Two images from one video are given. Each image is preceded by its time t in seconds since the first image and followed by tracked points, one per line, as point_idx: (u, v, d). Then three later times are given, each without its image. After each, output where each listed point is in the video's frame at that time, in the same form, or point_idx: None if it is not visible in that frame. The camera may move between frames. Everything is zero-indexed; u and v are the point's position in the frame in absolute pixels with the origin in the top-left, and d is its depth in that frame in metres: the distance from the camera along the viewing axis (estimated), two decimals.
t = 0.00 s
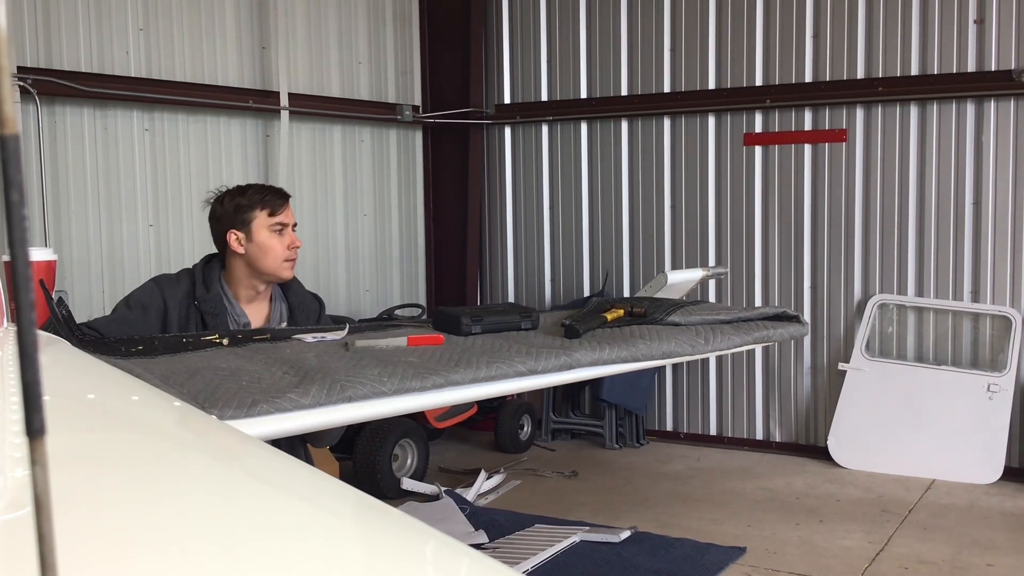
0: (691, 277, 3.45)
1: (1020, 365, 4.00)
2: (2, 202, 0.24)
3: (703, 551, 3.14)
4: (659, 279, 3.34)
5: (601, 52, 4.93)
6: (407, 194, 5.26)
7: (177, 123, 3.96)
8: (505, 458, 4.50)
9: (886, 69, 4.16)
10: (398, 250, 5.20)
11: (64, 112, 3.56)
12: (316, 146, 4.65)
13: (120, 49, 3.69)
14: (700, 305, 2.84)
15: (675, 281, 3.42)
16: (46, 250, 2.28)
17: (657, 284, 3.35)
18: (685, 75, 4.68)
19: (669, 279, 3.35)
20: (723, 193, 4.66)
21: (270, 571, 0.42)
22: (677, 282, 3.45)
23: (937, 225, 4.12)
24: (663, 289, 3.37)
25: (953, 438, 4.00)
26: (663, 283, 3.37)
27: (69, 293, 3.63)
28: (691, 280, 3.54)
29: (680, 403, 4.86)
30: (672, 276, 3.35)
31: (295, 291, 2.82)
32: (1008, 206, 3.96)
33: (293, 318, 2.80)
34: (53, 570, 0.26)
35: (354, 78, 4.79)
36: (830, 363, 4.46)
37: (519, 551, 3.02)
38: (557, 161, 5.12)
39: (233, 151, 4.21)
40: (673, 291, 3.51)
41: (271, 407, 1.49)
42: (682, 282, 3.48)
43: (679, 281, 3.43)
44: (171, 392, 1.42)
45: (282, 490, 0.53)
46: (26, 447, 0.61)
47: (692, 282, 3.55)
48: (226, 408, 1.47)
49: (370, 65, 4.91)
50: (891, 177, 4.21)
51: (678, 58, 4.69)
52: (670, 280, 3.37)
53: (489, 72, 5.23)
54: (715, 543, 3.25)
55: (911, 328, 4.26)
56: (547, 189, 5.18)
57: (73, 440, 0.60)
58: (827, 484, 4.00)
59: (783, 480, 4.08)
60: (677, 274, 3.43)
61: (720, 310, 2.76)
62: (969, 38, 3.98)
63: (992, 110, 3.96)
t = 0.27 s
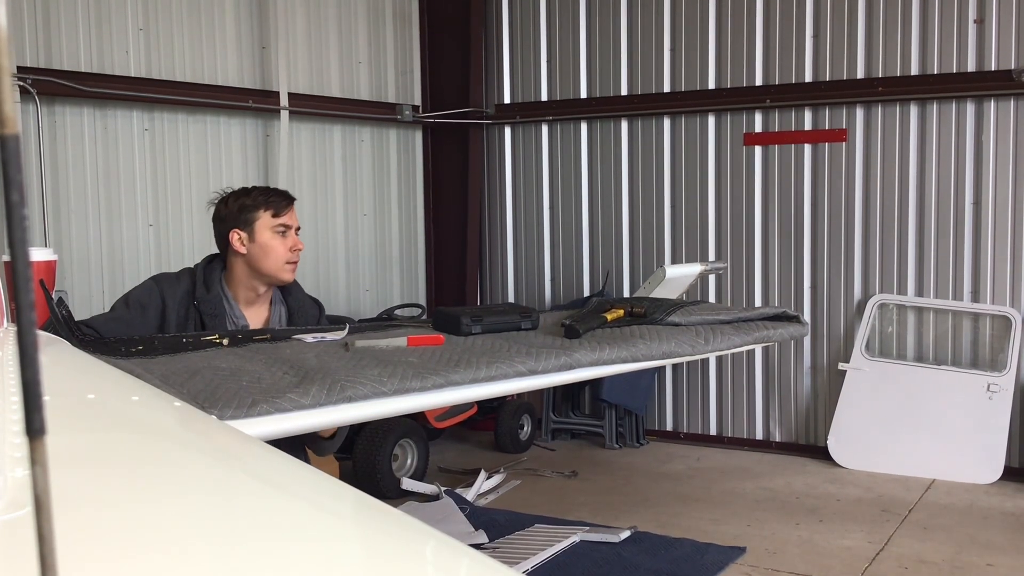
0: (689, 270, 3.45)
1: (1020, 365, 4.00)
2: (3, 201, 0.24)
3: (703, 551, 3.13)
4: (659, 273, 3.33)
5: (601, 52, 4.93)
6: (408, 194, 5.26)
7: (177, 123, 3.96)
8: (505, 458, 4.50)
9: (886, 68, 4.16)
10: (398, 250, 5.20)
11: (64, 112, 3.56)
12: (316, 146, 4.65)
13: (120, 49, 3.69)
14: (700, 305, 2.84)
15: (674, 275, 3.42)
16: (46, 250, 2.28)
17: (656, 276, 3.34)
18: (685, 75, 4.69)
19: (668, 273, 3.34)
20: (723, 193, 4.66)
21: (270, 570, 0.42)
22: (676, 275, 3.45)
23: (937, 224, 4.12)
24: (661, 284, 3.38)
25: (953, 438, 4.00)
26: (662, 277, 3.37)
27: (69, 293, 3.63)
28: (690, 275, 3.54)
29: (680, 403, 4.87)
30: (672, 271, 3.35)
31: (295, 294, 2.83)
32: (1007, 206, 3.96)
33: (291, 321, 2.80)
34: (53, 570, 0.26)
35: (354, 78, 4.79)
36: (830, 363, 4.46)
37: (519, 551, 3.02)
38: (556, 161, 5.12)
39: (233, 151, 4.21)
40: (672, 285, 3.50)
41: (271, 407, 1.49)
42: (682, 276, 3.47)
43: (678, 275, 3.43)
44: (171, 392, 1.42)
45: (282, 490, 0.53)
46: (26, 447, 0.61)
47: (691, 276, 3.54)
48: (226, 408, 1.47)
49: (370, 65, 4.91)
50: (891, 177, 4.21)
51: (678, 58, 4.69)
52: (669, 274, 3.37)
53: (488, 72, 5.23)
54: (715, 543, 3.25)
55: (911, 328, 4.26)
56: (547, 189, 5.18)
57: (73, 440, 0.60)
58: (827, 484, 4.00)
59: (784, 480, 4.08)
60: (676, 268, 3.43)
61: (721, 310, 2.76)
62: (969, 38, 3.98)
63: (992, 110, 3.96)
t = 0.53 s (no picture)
0: (688, 270, 3.44)
1: (1021, 365, 4.01)
2: (2, 202, 0.24)
3: (703, 551, 3.13)
4: (659, 273, 3.33)
5: (601, 52, 4.93)
6: (408, 194, 5.26)
7: (178, 123, 3.96)
8: (505, 458, 4.50)
9: (886, 68, 4.16)
10: (398, 250, 5.21)
11: (65, 112, 3.56)
12: (317, 146, 4.65)
13: (120, 49, 3.69)
14: (700, 306, 2.84)
15: (674, 274, 3.42)
16: (46, 250, 2.28)
17: (656, 276, 3.34)
18: (685, 75, 4.69)
19: (668, 272, 3.34)
20: (723, 192, 4.66)
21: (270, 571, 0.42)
22: (676, 275, 3.44)
23: (937, 224, 4.12)
24: (661, 284, 3.38)
25: (954, 438, 4.00)
26: (662, 277, 3.37)
27: (70, 293, 3.63)
28: (690, 274, 3.54)
29: (681, 403, 4.87)
30: (672, 270, 3.35)
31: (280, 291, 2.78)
32: (1008, 206, 3.96)
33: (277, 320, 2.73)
34: (52, 570, 0.26)
35: (354, 78, 4.79)
36: (830, 363, 4.46)
37: (519, 551, 3.02)
38: (557, 160, 5.13)
39: (234, 151, 4.21)
40: (672, 285, 3.50)
41: (271, 407, 1.49)
42: (682, 276, 3.47)
43: (678, 274, 3.42)
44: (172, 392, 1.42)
45: (282, 490, 0.53)
46: (25, 447, 0.61)
47: (691, 275, 3.54)
48: (226, 408, 1.47)
49: (370, 65, 4.91)
50: (892, 177, 4.21)
51: (678, 58, 4.69)
52: (668, 273, 3.37)
53: (489, 72, 5.23)
54: (715, 543, 3.25)
55: (911, 328, 4.26)
56: (547, 189, 5.18)
57: (72, 440, 0.60)
58: (827, 484, 4.00)
59: (784, 480, 4.08)
60: (675, 267, 3.43)
61: (721, 310, 2.76)
62: (970, 38, 3.98)
63: (993, 110, 3.96)
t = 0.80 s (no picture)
0: (687, 266, 3.45)
1: (1021, 365, 4.00)
2: (3, 202, 0.24)
3: (703, 550, 3.13)
4: (658, 269, 3.34)
5: (602, 52, 4.93)
6: (408, 194, 5.26)
7: (178, 123, 3.96)
8: (505, 458, 4.49)
9: (886, 68, 4.16)
10: (399, 250, 5.20)
11: (65, 112, 3.56)
12: (317, 146, 4.65)
13: (120, 49, 3.69)
14: (700, 305, 2.84)
15: (673, 271, 3.42)
16: (46, 250, 2.27)
17: (655, 273, 3.34)
18: (685, 75, 4.68)
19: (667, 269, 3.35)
20: (724, 192, 4.66)
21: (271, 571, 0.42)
22: (675, 271, 3.45)
23: (938, 223, 4.12)
24: (660, 280, 3.38)
25: (954, 438, 4.00)
26: (661, 273, 3.37)
27: (70, 293, 3.63)
28: (689, 271, 3.54)
29: (681, 403, 4.87)
30: (671, 267, 3.35)
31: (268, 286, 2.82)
32: (1008, 206, 3.96)
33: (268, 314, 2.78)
34: (52, 570, 0.27)
35: (354, 78, 4.79)
36: (830, 363, 4.46)
37: (520, 551, 3.02)
38: (557, 160, 5.13)
39: (234, 150, 4.21)
40: (672, 281, 3.51)
41: (271, 407, 1.50)
42: (681, 272, 3.48)
43: (678, 270, 3.43)
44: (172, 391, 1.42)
45: (282, 490, 0.53)
46: (25, 447, 0.61)
47: (691, 272, 3.55)
48: (227, 408, 1.47)
49: (370, 65, 4.91)
50: (891, 176, 4.21)
51: (678, 57, 4.69)
52: (667, 269, 3.38)
53: (489, 72, 5.23)
54: (715, 543, 3.25)
55: (911, 327, 4.26)
56: (547, 189, 5.18)
57: (71, 440, 0.60)
58: (827, 484, 4.00)
59: (784, 480, 4.08)
60: (674, 263, 3.43)
61: (721, 310, 2.76)
62: (970, 38, 3.98)
63: (993, 110, 3.96)
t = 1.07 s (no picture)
0: (687, 264, 3.44)
1: (1021, 366, 4.00)
2: (3, 201, 0.24)
3: (703, 551, 3.13)
4: (657, 268, 3.34)
5: (601, 52, 4.93)
6: (408, 194, 5.26)
7: (178, 123, 3.96)
8: (505, 458, 4.49)
9: (886, 68, 4.16)
10: (398, 250, 5.20)
11: (65, 112, 3.56)
12: (316, 146, 4.65)
13: (120, 49, 3.69)
14: (700, 305, 2.84)
15: (672, 269, 3.42)
16: (47, 249, 2.27)
17: (654, 271, 3.34)
18: (685, 75, 4.68)
19: (666, 267, 3.35)
20: (723, 192, 4.66)
21: (273, 570, 0.42)
22: (674, 269, 3.45)
23: (938, 223, 4.12)
24: (660, 279, 3.38)
25: (954, 438, 4.00)
26: (661, 271, 3.37)
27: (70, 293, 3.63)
28: (688, 269, 3.54)
29: (681, 403, 4.87)
30: (670, 265, 3.35)
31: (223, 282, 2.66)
32: (1008, 206, 3.96)
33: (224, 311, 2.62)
34: (52, 570, 0.26)
35: (354, 78, 4.79)
36: (830, 363, 4.46)
37: (519, 551, 3.02)
38: (557, 160, 5.13)
39: (233, 150, 4.21)
40: (671, 280, 3.51)
41: (271, 407, 1.50)
42: (680, 271, 3.48)
43: (677, 268, 3.42)
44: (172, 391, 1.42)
45: (283, 490, 0.53)
46: (25, 447, 0.61)
47: (690, 271, 3.54)
48: (226, 408, 1.47)
49: (370, 64, 4.91)
50: (891, 176, 4.21)
51: (678, 58, 4.69)
52: (667, 268, 3.37)
53: (489, 72, 5.23)
54: (715, 543, 3.25)
55: (911, 327, 4.26)
56: (547, 188, 5.18)
57: (71, 440, 0.60)
58: (827, 484, 4.00)
59: (784, 480, 4.08)
60: (673, 261, 3.43)
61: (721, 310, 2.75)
62: (969, 38, 3.98)
63: (992, 110, 3.96)
